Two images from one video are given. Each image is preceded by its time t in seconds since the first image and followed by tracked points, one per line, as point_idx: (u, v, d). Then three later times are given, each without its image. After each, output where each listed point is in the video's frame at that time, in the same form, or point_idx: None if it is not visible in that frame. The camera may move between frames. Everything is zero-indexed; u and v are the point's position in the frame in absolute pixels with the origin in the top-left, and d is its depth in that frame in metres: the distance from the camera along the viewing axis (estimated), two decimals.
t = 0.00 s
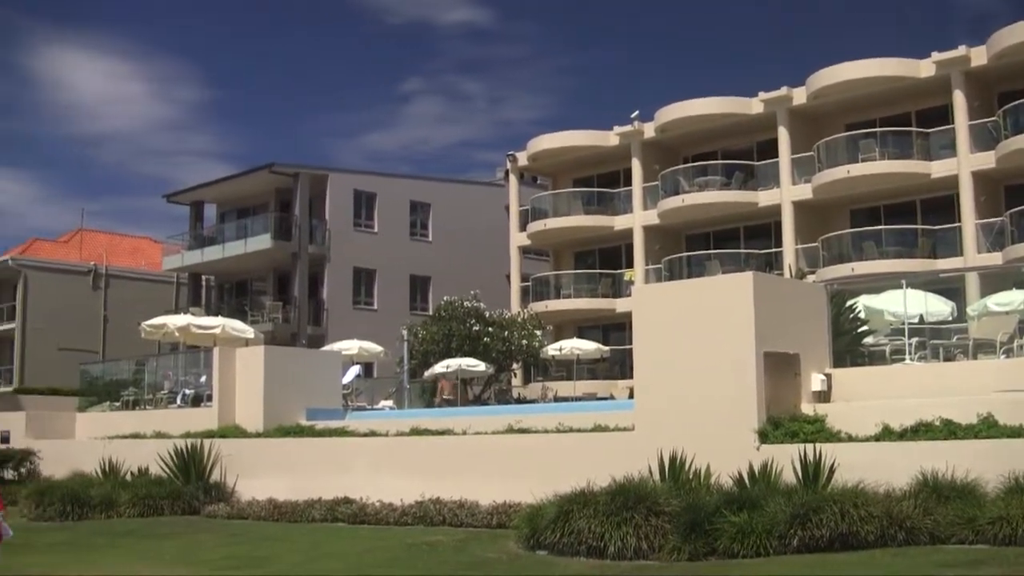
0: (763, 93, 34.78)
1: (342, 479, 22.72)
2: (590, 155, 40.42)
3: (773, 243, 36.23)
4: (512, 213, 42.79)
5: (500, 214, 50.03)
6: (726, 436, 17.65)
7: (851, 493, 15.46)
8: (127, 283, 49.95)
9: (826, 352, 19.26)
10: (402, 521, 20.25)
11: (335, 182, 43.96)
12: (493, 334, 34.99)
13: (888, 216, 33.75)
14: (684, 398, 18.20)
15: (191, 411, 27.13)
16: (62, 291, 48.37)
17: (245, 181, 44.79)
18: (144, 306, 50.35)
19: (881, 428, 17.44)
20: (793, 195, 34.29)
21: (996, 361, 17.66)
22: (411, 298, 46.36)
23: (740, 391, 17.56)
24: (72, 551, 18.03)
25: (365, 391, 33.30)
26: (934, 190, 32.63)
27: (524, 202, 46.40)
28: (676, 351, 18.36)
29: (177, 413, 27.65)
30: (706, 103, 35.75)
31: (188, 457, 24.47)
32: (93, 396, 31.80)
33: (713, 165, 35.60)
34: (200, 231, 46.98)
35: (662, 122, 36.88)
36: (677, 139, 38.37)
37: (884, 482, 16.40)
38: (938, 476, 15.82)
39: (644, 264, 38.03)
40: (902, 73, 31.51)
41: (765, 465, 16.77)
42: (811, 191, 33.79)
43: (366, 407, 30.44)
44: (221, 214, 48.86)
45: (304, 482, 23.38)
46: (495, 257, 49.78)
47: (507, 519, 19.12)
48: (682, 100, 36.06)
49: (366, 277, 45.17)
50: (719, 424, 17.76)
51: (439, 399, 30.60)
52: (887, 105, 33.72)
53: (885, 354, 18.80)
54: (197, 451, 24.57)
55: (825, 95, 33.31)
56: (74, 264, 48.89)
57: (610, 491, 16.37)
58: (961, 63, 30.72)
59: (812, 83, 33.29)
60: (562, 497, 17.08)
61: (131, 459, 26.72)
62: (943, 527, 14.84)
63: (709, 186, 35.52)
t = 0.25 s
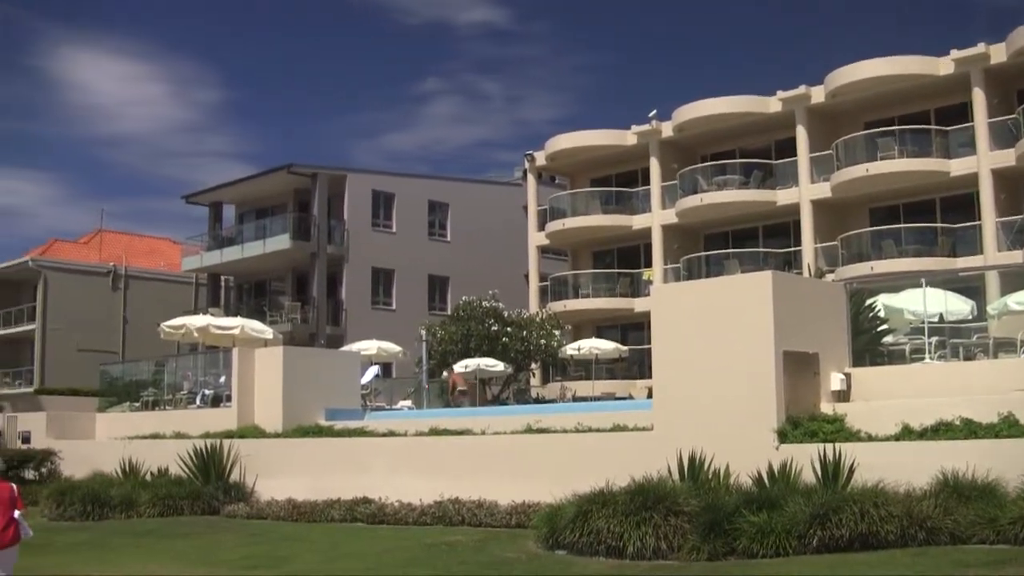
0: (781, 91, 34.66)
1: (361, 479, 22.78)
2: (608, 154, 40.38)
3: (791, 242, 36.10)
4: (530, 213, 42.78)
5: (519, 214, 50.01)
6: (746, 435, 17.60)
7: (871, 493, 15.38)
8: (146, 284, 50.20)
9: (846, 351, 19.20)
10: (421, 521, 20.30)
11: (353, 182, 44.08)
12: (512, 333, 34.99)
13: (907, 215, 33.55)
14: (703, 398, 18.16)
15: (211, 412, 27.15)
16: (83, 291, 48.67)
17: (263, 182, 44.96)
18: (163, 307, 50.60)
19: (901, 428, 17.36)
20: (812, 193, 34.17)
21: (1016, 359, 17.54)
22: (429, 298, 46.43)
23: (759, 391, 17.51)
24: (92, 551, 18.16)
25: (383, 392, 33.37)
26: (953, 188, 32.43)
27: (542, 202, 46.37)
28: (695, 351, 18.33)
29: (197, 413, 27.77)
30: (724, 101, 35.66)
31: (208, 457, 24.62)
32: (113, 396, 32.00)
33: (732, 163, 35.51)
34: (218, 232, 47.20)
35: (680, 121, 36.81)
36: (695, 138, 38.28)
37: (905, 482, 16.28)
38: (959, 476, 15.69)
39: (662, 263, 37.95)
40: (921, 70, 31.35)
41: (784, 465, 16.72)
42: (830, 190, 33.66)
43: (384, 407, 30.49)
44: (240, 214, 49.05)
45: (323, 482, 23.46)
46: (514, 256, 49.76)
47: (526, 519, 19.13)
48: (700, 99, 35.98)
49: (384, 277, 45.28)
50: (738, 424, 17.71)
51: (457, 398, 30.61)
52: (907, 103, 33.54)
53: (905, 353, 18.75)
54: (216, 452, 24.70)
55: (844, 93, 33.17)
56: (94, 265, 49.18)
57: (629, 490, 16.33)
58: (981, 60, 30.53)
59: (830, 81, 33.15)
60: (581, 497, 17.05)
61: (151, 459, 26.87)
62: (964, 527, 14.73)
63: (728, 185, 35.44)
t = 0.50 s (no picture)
0: (804, 91, 34.60)
1: (384, 478, 22.92)
2: (630, 154, 40.40)
3: (814, 242, 36.00)
4: (552, 213, 42.85)
5: (541, 214, 50.08)
6: (768, 435, 17.63)
7: (894, 493, 15.38)
8: (170, 284, 50.62)
9: (869, 352, 19.19)
10: (443, 520, 20.42)
11: (375, 182, 44.30)
12: (534, 333, 35.07)
13: (930, 215, 33.39)
14: (725, 398, 18.20)
15: (235, 412, 27.39)
16: (108, 291, 49.16)
17: (286, 182, 45.23)
18: (187, 306, 51.00)
19: (925, 428, 17.33)
20: (835, 193, 34.08)
21: None
22: (452, 298, 46.59)
23: (781, 391, 17.53)
24: (118, 550, 18.35)
25: (406, 392, 33.52)
26: (977, 188, 32.27)
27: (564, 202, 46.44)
28: (717, 351, 18.37)
29: (220, 413, 28.00)
30: (747, 101, 35.62)
31: (231, 456, 24.84)
32: (136, 396, 32.31)
33: (754, 163, 35.47)
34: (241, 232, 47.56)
35: (702, 121, 36.78)
36: (718, 138, 38.24)
37: (928, 483, 16.23)
38: (982, 477, 15.63)
39: (685, 263, 37.93)
40: (944, 69, 31.22)
41: (807, 466, 16.73)
42: (853, 190, 33.56)
43: (406, 407, 30.64)
44: (263, 215, 49.37)
45: (346, 481, 23.63)
46: (536, 256, 49.84)
47: (548, 519, 19.22)
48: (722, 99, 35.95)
49: (407, 277, 45.47)
50: (760, 424, 17.74)
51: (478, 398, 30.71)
52: (930, 103, 33.39)
53: (928, 353, 18.67)
54: (238, 451, 24.93)
55: (867, 92, 33.07)
56: (117, 265, 49.61)
57: (652, 490, 16.36)
58: (1005, 58, 30.37)
59: (853, 80, 33.05)
60: (604, 497, 17.09)
61: (174, 459, 27.11)
62: (988, 528, 14.70)
63: (750, 185, 35.40)
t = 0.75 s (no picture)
0: (824, 89, 34.49)
1: (404, 477, 23.03)
2: (649, 153, 40.38)
3: (834, 241, 35.90)
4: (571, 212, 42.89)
5: (560, 213, 50.12)
6: (788, 434, 17.62)
7: (915, 493, 15.35)
8: (190, 283, 50.94)
9: (889, 351, 19.14)
10: (462, 519, 20.52)
11: (394, 182, 44.45)
12: (553, 332, 35.12)
13: (950, 213, 33.24)
14: (745, 397, 18.20)
15: (255, 411, 27.58)
16: (128, 291, 49.51)
17: (306, 181, 45.42)
18: (207, 306, 51.32)
19: (945, 427, 17.27)
20: (854, 191, 33.97)
21: None
22: (471, 297, 46.71)
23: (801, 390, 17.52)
24: (141, 549, 18.48)
25: (425, 391, 33.63)
26: (998, 186, 32.13)
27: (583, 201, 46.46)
28: (736, 350, 18.38)
29: (239, 412, 28.19)
30: (766, 99, 35.55)
31: (250, 455, 24.99)
32: (155, 395, 32.53)
33: (774, 162, 35.40)
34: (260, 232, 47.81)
35: (721, 120, 36.73)
36: (737, 137, 38.18)
37: (948, 482, 16.18)
38: (1003, 476, 15.58)
39: (704, 262, 37.88)
40: (965, 67, 31.09)
41: (827, 465, 16.72)
42: (873, 188, 33.45)
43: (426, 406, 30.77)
44: (282, 214, 49.61)
45: (366, 480, 23.75)
46: (556, 256, 49.89)
47: (567, 518, 19.27)
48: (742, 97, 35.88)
49: (426, 276, 45.61)
50: (780, 424, 17.73)
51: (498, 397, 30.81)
52: (950, 101, 33.26)
53: (948, 352, 18.71)
54: (258, 450, 25.09)
55: (886, 91, 32.96)
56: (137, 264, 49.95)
57: (671, 490, 16.33)
58: None
59: (873, 79, 32.94)
60: (623, 496, 17.09)
61: (194, 458, 27.30)
62: (1009, 528, 14.70)
63: (770, 184, 35.33)
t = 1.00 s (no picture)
0: (843, 87, 34.41)
1: (423, 475, 23.15)
2: (667, 151, 40.38)
3: (853, 239, 35.84)
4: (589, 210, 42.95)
5: (578, 211, 50.19)
6: (806, 433, 17.64)
7: (933, 492, 15.37)
8: (209, 281, 51.25)
9: (908, 350, 19.15)
10: (480, 517, 20.64)
11: (413, 180, 44.60)
12: (571, 331, 35.19)
13: (971, 211, 33.18)
14: (764, 396, 18.23)
15: (274, 408, 27.78)
16: (147, 288, 49.86)
17: (324, 179, 45.60)
18: (226, 303, 51.65)
19: (964, 426, 17.25)
20: (874, 189, 33.89)
21: None
22: (489, 295, 46.85)
23: (819, 388, 17.55)
24: (161, 545, 18.64)
25: (443, 389, 33.77)
26: (1018, 185, 32.04)
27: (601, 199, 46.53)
28: (755, 348, 18.42)
29: (258, 409, 28.38)
30: (784, 97, 35.50)
31: (269, 452, 25.17)
32: (173, 393, 32.76)
33: (792, 160, 35.36)
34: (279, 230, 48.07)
35: (740, 118, 36.69)
36: (755, 135, 38.15)
37: (967, 482, 16.17)
38: (1022, 476, 15.58)
39: (723, 260, 37.86)
40: (985, 66, 31.01)
41: (845, 464, 16.73)
42: (892, 186, 33.38)
43: (443, 404, 30.93)
44: (300, 212, 49.86)
45: (384, 478, 23.89)
46: (574, 254, 49.96)
47: (585, 516, 19.36)
48: (760, 95, 35.83)
49: (444, 275, 45.77)
50: (798, 422, 17.75)
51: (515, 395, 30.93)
52: (970, 99, 33.15)
53: (968, 351, 18.68)
54: (276, 447, 25.26)
55: (906, 89, 32.89)
56: (155, 263, 50.28)
57: (689, 488, 16.32)
58: None
59: (892, 77, 32.87)
60: (641, 494, 17.11)
61: (213, 455, 27.49)
62: None
63: (789, 182, 35.29)
